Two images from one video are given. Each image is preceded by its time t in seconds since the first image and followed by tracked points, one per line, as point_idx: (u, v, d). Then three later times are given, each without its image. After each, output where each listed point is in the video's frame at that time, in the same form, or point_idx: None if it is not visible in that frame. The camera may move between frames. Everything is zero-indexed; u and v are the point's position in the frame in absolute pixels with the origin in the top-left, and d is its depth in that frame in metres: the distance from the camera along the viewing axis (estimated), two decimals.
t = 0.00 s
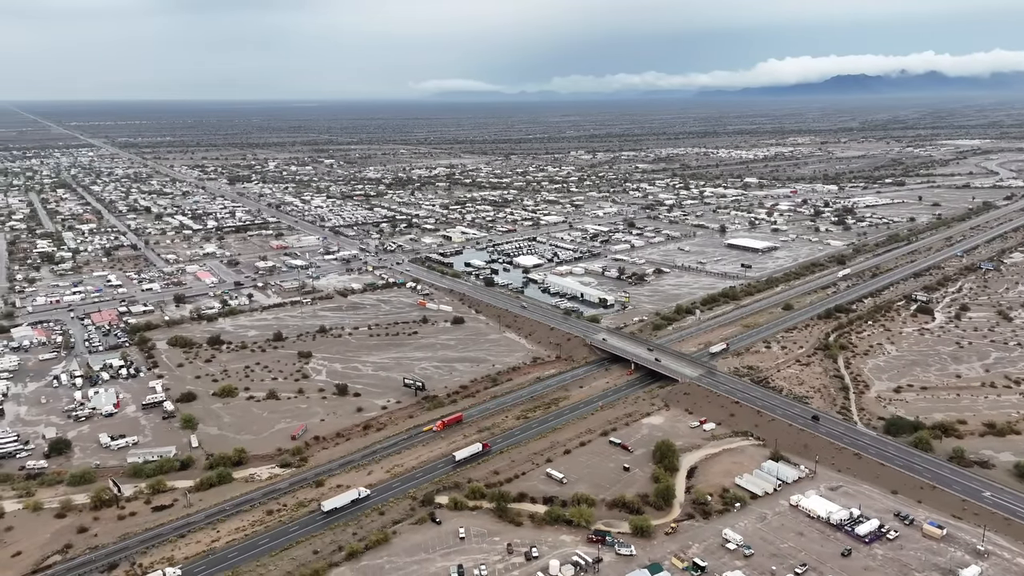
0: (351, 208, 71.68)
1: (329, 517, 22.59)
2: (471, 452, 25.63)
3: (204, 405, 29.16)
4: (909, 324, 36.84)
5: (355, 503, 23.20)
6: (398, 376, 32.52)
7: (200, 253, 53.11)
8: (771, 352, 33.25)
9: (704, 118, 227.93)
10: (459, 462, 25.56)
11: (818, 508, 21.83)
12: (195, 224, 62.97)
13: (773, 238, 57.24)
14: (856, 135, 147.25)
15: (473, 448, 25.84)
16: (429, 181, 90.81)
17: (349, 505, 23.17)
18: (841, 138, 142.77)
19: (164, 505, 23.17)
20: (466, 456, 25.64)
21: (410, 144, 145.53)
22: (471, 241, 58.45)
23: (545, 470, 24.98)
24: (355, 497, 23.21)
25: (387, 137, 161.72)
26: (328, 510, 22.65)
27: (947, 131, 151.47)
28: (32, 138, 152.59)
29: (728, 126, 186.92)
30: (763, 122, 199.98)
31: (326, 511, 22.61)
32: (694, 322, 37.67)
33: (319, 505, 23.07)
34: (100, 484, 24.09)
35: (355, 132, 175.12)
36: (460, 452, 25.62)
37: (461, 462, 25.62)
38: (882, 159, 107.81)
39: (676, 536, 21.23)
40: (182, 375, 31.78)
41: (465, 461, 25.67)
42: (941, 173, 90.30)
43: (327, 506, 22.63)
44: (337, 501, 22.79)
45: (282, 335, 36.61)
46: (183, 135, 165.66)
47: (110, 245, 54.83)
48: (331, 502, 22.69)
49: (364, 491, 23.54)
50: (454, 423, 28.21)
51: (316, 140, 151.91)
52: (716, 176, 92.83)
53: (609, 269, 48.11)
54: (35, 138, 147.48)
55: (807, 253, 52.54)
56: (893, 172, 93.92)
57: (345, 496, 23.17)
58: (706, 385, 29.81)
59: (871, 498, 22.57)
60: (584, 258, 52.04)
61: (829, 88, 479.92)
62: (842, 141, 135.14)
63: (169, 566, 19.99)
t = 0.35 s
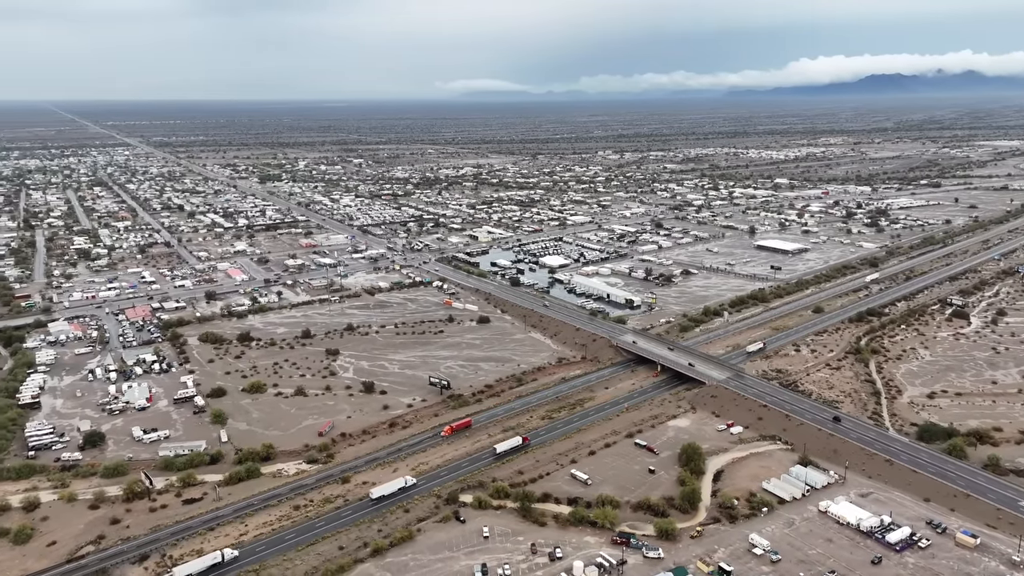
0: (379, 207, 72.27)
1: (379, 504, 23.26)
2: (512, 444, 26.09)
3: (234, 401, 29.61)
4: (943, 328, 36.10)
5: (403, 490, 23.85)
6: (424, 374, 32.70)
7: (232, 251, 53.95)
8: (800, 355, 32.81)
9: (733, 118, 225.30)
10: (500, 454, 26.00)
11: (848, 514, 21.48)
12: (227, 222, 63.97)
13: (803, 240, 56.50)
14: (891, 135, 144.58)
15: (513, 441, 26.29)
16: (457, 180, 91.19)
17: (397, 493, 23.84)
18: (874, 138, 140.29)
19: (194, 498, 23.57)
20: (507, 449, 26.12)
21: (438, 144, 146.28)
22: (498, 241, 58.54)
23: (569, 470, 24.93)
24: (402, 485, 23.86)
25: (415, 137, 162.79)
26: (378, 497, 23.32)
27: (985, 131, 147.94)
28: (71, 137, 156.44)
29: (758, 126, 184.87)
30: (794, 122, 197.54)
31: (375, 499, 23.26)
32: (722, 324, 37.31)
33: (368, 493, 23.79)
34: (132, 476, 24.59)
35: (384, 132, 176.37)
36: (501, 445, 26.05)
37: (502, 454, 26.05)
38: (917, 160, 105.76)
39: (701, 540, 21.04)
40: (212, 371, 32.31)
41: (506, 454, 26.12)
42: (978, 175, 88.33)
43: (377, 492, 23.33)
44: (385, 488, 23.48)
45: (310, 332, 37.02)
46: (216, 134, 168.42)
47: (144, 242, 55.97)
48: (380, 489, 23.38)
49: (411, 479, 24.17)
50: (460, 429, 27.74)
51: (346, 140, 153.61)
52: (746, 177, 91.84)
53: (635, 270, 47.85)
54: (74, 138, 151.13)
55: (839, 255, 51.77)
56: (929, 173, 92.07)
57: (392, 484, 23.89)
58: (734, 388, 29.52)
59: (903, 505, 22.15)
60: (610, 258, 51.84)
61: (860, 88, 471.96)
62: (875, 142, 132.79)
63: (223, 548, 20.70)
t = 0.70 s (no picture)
0: (406, 206, 72.74)
1: (423, 491, 23.87)
2: (550, 438, 26.44)
3: (261, 396, 30.01)
4: (978, 332, 35.34)
5: (447, 479, 24.42)
6: (448, 372, 32.82)
7: (260, 248, 54.65)
8: (828, 358, 32.36)
9: (762, 116, 222.30)
10: (539, 447, 26.35)
11: (877, 520, 21.11)
12: (256, 220, 64.85)
13: (833, 241, 55.71)
14: (925, 135, 141.83)
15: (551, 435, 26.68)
16: (483, 179, 91.41)
17: (441, 481, 24.41)
18: (908, 138, 137.73)
19: (221, 491, 23.93)
20: (545, 442, 26.45)
21: (464, 142, 146.73)
22: (523, 240, 58.56)
23: (593, 470, 24.87)
24: (446, 474, 24.42)
25: (442, 136, 163.53)
26: (422, 485, 23.90)
27: None
28: (108, 135, 159.44)
29: (787, 126, 182.64)
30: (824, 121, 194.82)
31: (420, 486, 23.86)
32: (749, 326, 36.96)
33: (412, 481, 24.41)
34: (162, 468, 25.04)
35: (411, 131, 177.44)
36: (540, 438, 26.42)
37: (541, 447, 26.42)
38: (953, 160, 103.60)
39: (726, 543, 20.84)
40: (241, 366, 32.77)
41: (534, 451, 26.22)
42: (1015, 176, 86.30)
43: (421, 481, 23.92)
44: (430, 476, 24.07)
45: (336, 329, 37.37)
46: (246, 134, 170.55)
47: (176, 239, 56.94)
48: (425, 477, 24.00)
49: (455, 469, 24.74)
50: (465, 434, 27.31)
51: (374, 139, 154.71)
52: (774, 177, 90.77)
53: (662, 270, 47.58)
54: (110, 137, 154.25)
55: (870, 257, 50.95)
56: (964, 173, 90.12)
57: (437, 472, 24.48)
58: (761, 390, 29.21)
59: (933, 511, 21.73)
60: (636, 258, 51.58)
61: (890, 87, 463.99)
62: (908, 142, 130.36)
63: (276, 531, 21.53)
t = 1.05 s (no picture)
0: (431, 194, 73.02)
1: (466, 470, 24.48)
2: (588, 422, 26.80)
3: (288, 381, 30.43)
4: (1011, 326, 34.61)
5: (489, 459, 24.99)
6: (471, 361, 32.98)
7: (287, 236, 55.26)
8: (856, 350, 31.95)
9: (792, 105, 218.58)
10: (576, 431, 26.75)
11: (904, 515, 20.85)
12: (283, 208, 65.56)
13: (863, 232, 54.87)
14: (961, 124, 138.61)
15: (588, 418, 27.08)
16: (507, 168, 91.35)
17: (482, 462, 24.99)
18: (942, 127, 134.70)
19: (248, 474, 24.34)
20: (582, 427, 26.83)
21: (489, 131, 146.52)
22: (547, 229, 58.52)
23: (615, 460, 24.88)
24: (488, 454, 24.97)
25: (467, 125, 163.56)
26: (466, 465, 24.52)
27: None
28: (139, 123, 162.26)
29: (817, 115, 179.74)
30: (855, 110, 191.40)
31: (463, 466, 24.45)
32: (775, 318, 36.62)
33: (456, 460, 25.04)
34: (191, 451, 25.52)
35: (436, 120, 177.86)
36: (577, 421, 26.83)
37: (578, 431, 26.80)
38: (989, 151, 101.14)
39: (748, 535, 20.75)
40: (267, 352, 33.24)
41: (555, 440, 26.31)
42: None
43: (465, 460, 24.54)
44: (473, 456, 24.67)
45: (361, 317, 37.71)
46: (273, 122, 172.09)
47: (204, 226, 57.80)
48: (467, 457, 24.59)
49: (496, 449, 25.30)
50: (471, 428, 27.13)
51: (399, 127, 155.18)
52: (803, 167, 89.50)
53: (687, 260, 47.26)
54: (141, 125, 156.74)
55: (901, 248, 50.09)
56: (1000, 164, 87.93)
57: (479, 452, 25.07)
58: (786, 382, 28.94)
59: (961, 507, 21.42)
60: (661, 248, 51.28)
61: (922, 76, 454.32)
62: (942, 132, 127.51)
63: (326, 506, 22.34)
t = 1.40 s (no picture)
0: (454, 174, 72.98)
1: (504, 444, 25.01)
2: (622, 398, 27.18)
3: (312, 359, 30.83)
4: None
5: (528, 432, 25.55)
6: (493, 341, 33.13)
7: (311, 215, 55.67)
8: (883, 335, 31.56)
9: (821, 85, 213.73)
10: (611, 407, 27.13)
11: (927, 501, 20.68)
12: (307, 187, 65.97)
13: (893, 214, 53.90)
14: (998, 104, 134.90)
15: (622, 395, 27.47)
16: (531, 148, 90.90)
17: (504, 441, 25.19)
18: (978, 107, 131.20)
19: (274, 449, 24.79)
20: (617, 403, 27.18)
21: (512, 111, 145.73)
22: (570, 210, 58.29)
23: (635, 441, 24.93)
24: (527, 427, 25.55)
25: (490, 104, 162.80)
26: (506, 437, 25.12)
27: None
28: (166, 102, 164.01)
29: (848, 94, 176.03)
30: (888, 89, 187.12)
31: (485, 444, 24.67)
32: (800, 301, 36.27)
33: (497, 432, 25.69)
34: (218, 426, 26.03)
35: (459, 99, 177.14)
36: (613, 398, 27.23)
37: (613, 408, 27.18)
38: None
39: (769, 518, 20.71)
40: (292, 330, 33.67)
41: (575, 421, 26.41)
42: None
43: (505, 432, 25.14)
44: (513, 429, 25.26)
45: (385, 296, 37.98)
46: (297, 101, 172.80)
47: (230, 204, 58.41)
48: (508, 429, 25.19)
49: (535, 423, 25.84)
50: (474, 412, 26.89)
51: (422, 106, 155.01)
52: (832, 147, 87.88)
53: (711, 242, 46.85)
54: (168, 103, 158.40)
55: (931, 231, 49.15)
56: None
57: (519, 425, 25.64)
58: (810, 366, 28.72)
59: (987, 494, 21.17)
60: (685, 230, 50.88)
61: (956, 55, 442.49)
62: (978, 111, 124.20)
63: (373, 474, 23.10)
